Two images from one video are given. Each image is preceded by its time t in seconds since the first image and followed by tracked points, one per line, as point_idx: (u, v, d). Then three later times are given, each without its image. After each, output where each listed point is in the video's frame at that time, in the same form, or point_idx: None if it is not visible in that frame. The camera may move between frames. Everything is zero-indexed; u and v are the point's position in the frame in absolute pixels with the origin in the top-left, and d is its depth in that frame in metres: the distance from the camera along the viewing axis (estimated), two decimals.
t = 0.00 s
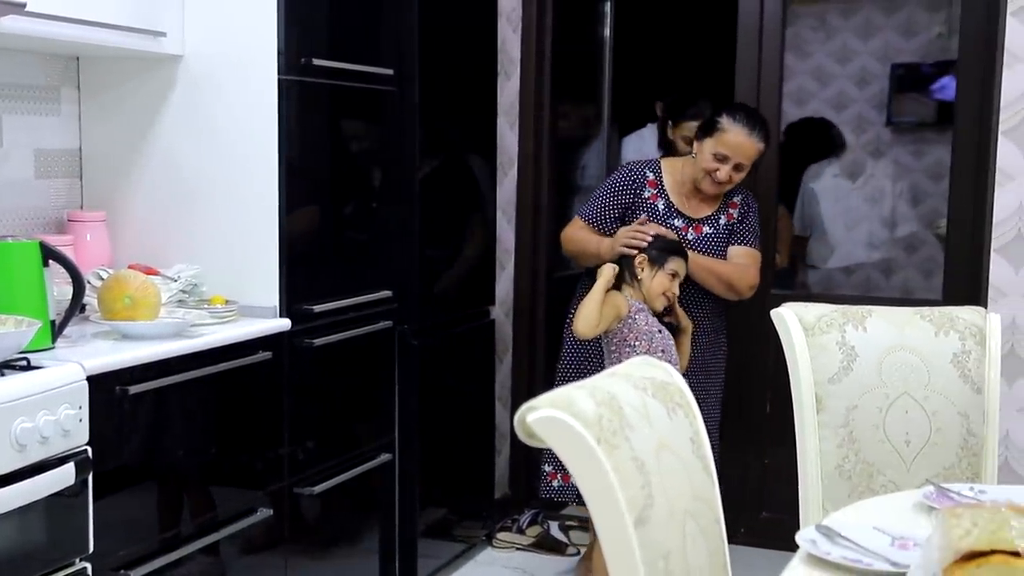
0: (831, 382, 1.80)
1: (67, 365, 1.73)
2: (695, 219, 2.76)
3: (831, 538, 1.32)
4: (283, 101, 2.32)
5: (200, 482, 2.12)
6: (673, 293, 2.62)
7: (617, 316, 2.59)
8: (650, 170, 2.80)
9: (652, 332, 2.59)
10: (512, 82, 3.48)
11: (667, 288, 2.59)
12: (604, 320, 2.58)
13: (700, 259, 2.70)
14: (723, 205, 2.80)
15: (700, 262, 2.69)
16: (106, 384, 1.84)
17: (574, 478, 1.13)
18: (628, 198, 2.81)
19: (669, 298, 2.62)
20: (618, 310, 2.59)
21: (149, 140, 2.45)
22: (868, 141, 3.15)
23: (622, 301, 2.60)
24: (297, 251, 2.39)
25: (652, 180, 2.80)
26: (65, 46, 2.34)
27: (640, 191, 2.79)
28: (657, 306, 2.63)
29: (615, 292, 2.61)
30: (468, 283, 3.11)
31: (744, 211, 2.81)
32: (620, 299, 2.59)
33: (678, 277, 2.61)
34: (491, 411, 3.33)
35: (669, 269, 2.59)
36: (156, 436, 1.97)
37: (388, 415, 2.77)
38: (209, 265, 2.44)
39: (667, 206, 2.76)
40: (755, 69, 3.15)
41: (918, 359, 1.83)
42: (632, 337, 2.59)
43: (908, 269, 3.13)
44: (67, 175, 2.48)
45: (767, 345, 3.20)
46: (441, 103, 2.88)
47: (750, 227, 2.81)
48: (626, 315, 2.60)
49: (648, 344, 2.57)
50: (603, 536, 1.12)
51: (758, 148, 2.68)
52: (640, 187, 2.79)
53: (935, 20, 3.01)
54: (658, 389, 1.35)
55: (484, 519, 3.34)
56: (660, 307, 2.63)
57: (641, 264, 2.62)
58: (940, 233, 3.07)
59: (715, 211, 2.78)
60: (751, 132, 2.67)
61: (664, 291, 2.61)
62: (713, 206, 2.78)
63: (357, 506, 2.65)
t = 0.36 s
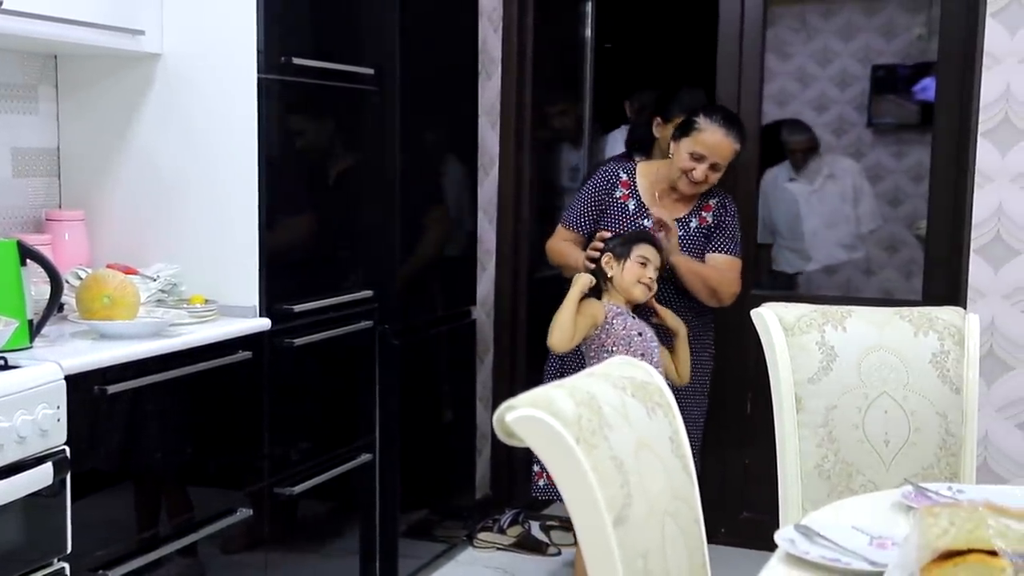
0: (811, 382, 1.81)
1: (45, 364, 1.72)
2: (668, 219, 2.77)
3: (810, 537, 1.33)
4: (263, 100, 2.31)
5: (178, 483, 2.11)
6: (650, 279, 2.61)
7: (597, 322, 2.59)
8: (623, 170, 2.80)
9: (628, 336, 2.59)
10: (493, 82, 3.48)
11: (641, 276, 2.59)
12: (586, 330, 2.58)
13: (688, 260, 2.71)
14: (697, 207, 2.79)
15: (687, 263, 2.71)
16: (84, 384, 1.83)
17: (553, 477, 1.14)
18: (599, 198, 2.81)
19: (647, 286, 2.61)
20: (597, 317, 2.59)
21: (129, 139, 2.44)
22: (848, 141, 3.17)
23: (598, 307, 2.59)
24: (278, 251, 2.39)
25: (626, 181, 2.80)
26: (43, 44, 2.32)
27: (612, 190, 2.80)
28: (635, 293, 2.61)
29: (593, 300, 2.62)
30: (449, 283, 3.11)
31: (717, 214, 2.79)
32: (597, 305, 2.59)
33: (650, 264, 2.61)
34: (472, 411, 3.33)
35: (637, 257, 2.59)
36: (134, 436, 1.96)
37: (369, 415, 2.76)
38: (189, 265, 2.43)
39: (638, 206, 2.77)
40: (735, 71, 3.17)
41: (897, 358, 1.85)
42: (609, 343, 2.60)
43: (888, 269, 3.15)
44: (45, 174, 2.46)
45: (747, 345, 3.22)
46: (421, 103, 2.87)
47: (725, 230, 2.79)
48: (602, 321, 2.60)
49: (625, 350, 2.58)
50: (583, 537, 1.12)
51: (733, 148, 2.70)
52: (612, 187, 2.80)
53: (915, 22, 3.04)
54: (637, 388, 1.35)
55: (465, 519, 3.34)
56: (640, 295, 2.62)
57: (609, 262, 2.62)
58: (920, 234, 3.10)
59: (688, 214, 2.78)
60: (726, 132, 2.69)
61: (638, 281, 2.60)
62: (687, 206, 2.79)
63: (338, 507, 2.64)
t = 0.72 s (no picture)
0: (797, 382, 1.82)
1: (30, 364, 1.72)
2: (648, 211, 2.73)
3: (794, 536, 1.34)
4: (251, 100, 2.31)
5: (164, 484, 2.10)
6: (636, 268, 2.59)
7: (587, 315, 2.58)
8: (611, 172, 2.80)
9: (615, 337, 2.58)
10: (482, 82, 3.49)
11: (624, 266, 2.57)
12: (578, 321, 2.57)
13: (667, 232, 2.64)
14: (679, 196, 2.76)
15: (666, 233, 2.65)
16: (70, 383, 1.83)
17: (538, 477, 1.14)
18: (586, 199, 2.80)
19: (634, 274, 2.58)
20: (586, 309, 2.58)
21: (116, 137, 2.43)
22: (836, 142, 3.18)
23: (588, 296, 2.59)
24: (266, 251, 2.39)
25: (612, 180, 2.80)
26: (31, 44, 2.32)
27: (601, 191, 2.79)
28: (623, 282, 2.58)
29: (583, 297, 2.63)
30: (438, 283, 3.11)
31: (700, 200, 2.75)
32: (586, 295, 2.59)
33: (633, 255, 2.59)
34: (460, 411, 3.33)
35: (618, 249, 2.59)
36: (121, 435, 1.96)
37: (357, 415, 2.76)
38: (176, 265, 2.43)
39: (624, 202, 2.75)
40: (724, 71, 3.18)
41: (883, 358, 1.86)
42: (596, 345, 2.60)
43: (876, 270, 3.16)
44: (32, 174, 2.46)
45: (735, 345, 3.23)
46: (409, 103, 2.87)
47: (709, 214, 2.74)
48: (589, 324, 2.61)
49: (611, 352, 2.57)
50: (567, 537, 1.13)
51: (693, 121, 2.69)
52: (600, 188, 2.79)
53: (903, 23, 3.05)
54: (623, 388, 1.36)
55: (453, 519, 3.34)
56: (629, 285, 2.59)
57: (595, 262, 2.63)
58: (907, 234, 3.11)
59: (667, 204, 2.74)
60: (682, 107, 2.70)
61: (623, 272, 2.59)
62: (667, 198, 2.75)
63: (326, 507, 2.64)
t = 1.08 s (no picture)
0: (785, 380, 1.83)
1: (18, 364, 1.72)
2: (655, 209, 2.68)
3: (780, 534, 1.35)
4: (238, 98, 2.31)
5: (153, 482, 2.10)
6: (624, 265, 2.50)
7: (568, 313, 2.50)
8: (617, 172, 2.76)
9: (602, 338, 2.51)
10: (471, 80, 3.48)
11: (612, 264, 2.49)
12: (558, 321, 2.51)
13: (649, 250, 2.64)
14: (687, 194, 2.71)
15: (655, 249, 2.66)
16: (58, 382, 1.82)
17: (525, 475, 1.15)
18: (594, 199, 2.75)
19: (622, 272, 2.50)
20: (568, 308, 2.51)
21: (104, 136, 2.42)
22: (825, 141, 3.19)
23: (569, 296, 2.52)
24: (254, 250, 2.39)
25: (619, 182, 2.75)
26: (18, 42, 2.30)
27: (607, 191, 2.74)
28: (612, 279, 2.49)
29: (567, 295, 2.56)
30: (427, 281, 3.11)
31: (711, 197, 2.69)
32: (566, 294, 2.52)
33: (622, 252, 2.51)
34: (449, 410, 3.33)
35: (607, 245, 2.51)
36: (108, 435, 1.96)
37: (346, 414, 2.76)
38: (165, 263, 2.42)
39: (632, 203, 2.70)
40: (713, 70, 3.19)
41: (870, 356, 1.87)
42: (581, 345, 2.52)
43: (865, 268, 3.18)
44: (20, 173, 2.44)
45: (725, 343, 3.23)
46: (398, 102, 2.87)
47: (718, 214, 2.68)
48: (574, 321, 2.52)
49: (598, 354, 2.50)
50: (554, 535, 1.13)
51: (695, 117, 2.65)
52: (606, 189, 2.74)
53: (891, 23, 3.06)
54: (610, 387, 1.36)
55: (442, 518, 3.34)
56: (618, 281, 2.50)
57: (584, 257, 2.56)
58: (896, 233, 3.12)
59: (676, 202, 2.69)
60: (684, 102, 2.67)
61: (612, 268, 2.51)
62: (675, 196, 2.70)
63: (315, 506, 2.64)
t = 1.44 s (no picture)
0: (779, 377, 1.83)
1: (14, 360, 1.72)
2: (696, 210, 2.75)
3: (774, 531, 1.36)
4: (233, 93, 2.31)
5: (149, 479, 2.10)
6: (616, 261, 2.63)
7: (562, 312, 2.64)
8: (650, 171, 2.81)
9: (594, 336, 2.63)
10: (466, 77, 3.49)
11: (601, 260, 2.61)
12: (552, 319, 2.65)
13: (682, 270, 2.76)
14: (728, 194, 2.76)
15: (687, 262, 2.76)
16: (53, 378, 1.82)
17: (520, 472, 1.15)
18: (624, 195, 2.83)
19: (613, 268, 2.62)
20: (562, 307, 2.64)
21: (101, 132, 2.42)
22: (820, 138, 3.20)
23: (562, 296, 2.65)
24: (249, 246, 2.39)
25: (654, 182, 2.80)
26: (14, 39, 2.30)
27: (641, 192, 2.80)
28: (599, 272, 2.61)
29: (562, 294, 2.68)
30: (421, 278, 3.11)
31: (752, 199, 2.76)
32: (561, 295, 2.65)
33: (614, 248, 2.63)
34: (445, 406, 3.33)
35: (599, 242, 2.63)
36: (104, 431, 1.96)
37: (341, 410, 2.76)
38: (161, 260, 2.42)
39: (669, 205, 2.76)
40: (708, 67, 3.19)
41: (864, 353, 1.87)
42: (574, 340, 2.65)
43: (860, 266, 3.18)
44: (16, 169, 2.44)
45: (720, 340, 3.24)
46: (394, 97, 2.88)
47: (758, 219, 2.76)
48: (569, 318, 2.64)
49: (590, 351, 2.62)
50: (549, 533, 1.14)
51: (735, 117, 2.77)
52: (641, 189, 2.81)
53: (886, 19, 3.07)
54: (605, 383, 1.37)
55: (437, 514, 3.34)
56: (606, 276, 2.61)
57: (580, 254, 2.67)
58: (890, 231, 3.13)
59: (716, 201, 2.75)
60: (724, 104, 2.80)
61: (603, 264, 2.62)
62: (716, 194, 2.76)
63: (310, 502, 2.64)
